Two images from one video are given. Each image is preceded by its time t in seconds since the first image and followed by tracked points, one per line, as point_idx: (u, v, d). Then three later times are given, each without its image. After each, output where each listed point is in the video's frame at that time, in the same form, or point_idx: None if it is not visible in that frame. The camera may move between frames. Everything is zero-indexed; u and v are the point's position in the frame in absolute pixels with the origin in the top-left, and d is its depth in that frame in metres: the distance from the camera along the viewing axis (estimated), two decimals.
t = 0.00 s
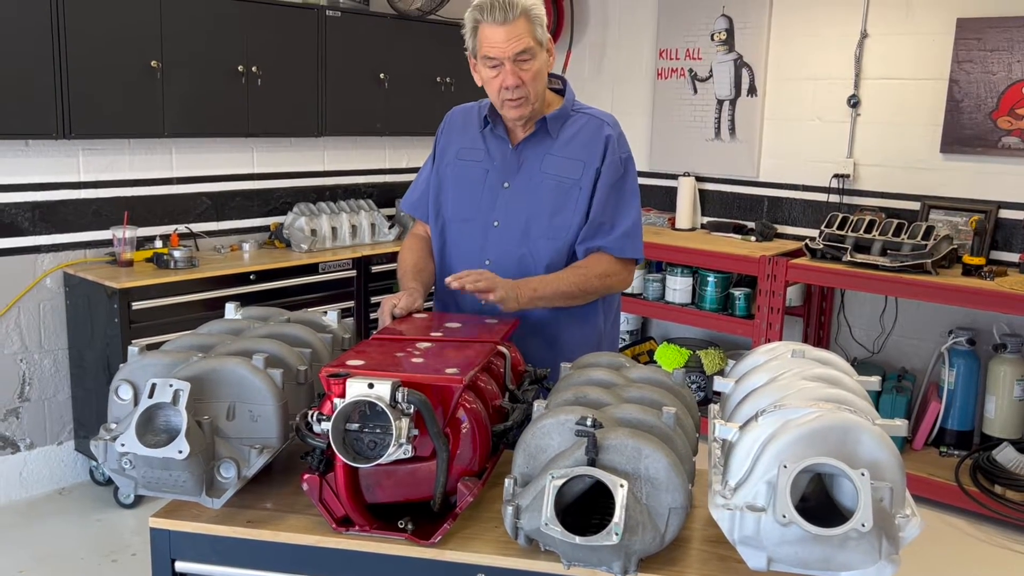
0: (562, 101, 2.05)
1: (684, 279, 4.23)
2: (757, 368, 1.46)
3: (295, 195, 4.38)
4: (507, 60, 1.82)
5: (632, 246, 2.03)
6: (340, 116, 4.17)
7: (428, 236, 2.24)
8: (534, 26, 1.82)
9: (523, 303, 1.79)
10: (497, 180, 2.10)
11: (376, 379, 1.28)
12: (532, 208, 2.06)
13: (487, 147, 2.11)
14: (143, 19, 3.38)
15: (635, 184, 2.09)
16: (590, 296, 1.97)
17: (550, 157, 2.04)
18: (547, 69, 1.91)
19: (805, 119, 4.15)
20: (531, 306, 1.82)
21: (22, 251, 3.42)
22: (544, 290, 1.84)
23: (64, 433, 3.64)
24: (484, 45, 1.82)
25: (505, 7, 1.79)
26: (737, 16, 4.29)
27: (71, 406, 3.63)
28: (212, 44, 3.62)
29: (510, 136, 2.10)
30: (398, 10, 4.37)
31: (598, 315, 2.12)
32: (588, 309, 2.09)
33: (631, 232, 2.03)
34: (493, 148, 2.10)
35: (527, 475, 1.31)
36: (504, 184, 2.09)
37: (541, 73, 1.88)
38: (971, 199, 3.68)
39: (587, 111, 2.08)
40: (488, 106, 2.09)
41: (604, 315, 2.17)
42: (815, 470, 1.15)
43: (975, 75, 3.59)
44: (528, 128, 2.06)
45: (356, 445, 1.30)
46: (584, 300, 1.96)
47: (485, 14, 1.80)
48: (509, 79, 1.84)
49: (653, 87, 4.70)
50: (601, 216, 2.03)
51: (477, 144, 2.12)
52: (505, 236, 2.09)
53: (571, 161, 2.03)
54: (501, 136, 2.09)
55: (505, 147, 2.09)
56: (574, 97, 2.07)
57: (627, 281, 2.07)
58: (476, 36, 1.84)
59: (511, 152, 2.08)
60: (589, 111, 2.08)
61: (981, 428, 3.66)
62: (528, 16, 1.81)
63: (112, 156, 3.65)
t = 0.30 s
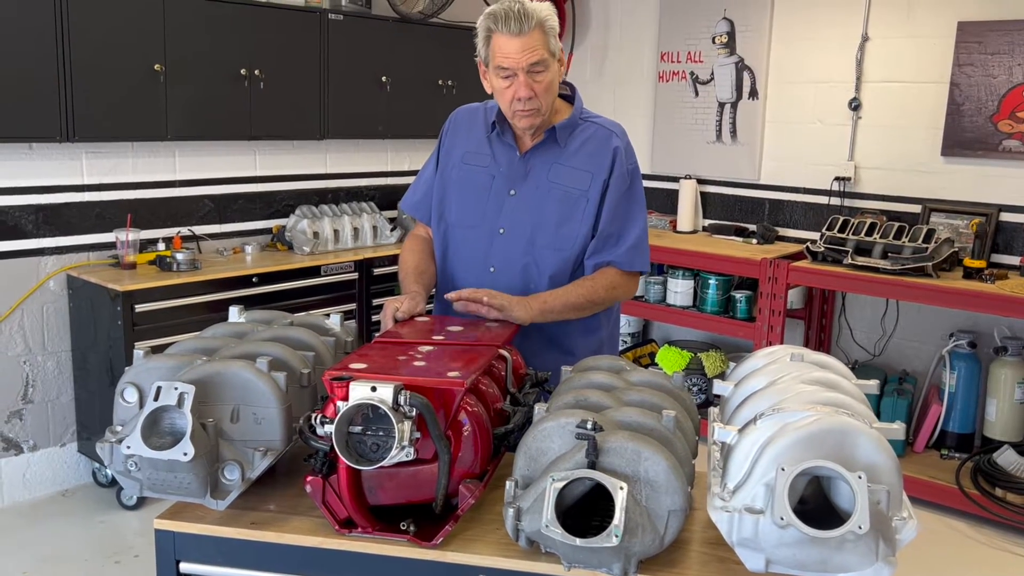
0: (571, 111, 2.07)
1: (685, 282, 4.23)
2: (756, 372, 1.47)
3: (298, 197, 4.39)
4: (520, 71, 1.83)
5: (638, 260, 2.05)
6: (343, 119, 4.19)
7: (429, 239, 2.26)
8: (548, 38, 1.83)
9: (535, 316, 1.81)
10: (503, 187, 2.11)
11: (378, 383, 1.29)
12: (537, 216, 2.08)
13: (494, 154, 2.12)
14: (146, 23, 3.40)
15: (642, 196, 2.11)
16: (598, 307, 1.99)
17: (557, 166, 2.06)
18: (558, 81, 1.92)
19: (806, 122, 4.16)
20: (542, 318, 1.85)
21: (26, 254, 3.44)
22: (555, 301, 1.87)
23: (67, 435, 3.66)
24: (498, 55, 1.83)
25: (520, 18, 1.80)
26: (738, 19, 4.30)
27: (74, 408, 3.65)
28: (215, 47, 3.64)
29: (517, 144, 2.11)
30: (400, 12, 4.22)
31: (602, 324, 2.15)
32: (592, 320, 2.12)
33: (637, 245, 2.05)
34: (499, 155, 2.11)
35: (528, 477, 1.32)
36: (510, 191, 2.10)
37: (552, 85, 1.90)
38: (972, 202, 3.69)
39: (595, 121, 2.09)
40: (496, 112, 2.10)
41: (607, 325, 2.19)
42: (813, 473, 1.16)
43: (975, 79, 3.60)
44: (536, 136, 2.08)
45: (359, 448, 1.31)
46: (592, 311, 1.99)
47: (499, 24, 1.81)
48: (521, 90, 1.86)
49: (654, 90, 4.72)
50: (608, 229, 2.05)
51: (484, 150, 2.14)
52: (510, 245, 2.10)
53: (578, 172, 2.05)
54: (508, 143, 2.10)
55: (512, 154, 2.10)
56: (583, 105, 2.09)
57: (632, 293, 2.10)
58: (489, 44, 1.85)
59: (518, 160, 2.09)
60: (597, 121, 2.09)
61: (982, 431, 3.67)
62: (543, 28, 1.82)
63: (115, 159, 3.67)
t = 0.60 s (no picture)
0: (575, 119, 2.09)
1: (687, 285, 4.24)
2: (751, 373, 1.49)
3: (301, 200, 4.42)
4: (524, 78, 1.85)
5: (640, 268, 2.07)
6: (346, 122, 4.21)
7: (430, 241, 2.28)
8: (553, 46, 1.85)
9: (536, 320, 1.83)
10: (507, 192, 2.13)
11: (376, 384, 1.31)
12: (539, 223, 2.10)
13: (498, 159, 2.14)
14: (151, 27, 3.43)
15: (644, 205, 2.13)
16: (598, 314, 2.01)
17: (560, 173, 2.08)
18: (562, 89, 1.94)
19: (808, 125, 4.17)
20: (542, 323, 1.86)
21: (31, 256, 3.47)
22: (554, 307, 1.88)
23: (72, 436, 3.69)
24: (502, 62, 1.85)
25: (526, 26, 1.82)
26: (740, 22, 4.32)
27: (78, 409, 3.67)
28: (220, 51, 3.66)
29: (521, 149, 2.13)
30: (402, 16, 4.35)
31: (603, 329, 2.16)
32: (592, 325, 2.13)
33: (639, 254, 2.08)
34: (503, 160, 2.13)
35: (524, 477, 1.34)
36: (513, 197, 2.12)
37: (556, 94, 1.92)
38: (973, 205, 3.70)
39: (599, 128, 2.11)
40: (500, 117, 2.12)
41: (608, 330, 2.20)
42: (804, 473, 1.18)
43: (976, 82, 3.61)
44: (541, 142, 2.09)
45: (356, 448, 1.33)
46: (592, 317, 2.00)
47: (506, 31, 1.84)
48: (525, 97, 1.88)
49: (657, 93, 4.73)
50: (611, 237, 2.07)
51: (488, 155, 2.15)
52: (512, 251, 2.12)
53: (582, 180, 2.07)
54: (512, 149, 2.12)
55: (516, 160, 2.11)
56: (587, 112, 2.11)
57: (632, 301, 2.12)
58: (494, 50, 1.87)
59: (521, 166, 2.11)
60: (601, 127, 2.11)
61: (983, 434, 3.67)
62: (549, 36, 1.84)
63: (120, 162, 3.70)
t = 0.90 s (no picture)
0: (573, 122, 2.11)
1: (689, 287, 4.26)
2: (739, 374, 1.51)
3: (306, 203, 4.46)
4: (528, 74, 1.87)
5: (635, 269, 2.09)
6: (351, 125, 4.25)
7: (428, 244, 2.31)
8: (553, 45, 1.88)
9: (530, 321, 1.85)
10: (504, 196, 2.15)
11: (367, 384, 1.34)
12: (536, 225, 2.12)
13: (496, 163, 2.17)
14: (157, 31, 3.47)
15: (640, 208, 2.15)
16: (594, 315, 2.03)
17: (557, 176, 2.10)
18: (562, 88, 1.96)
19: (809, 128, 4.18)
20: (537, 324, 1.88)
21: (39, 257, 3.51)
22: (549, 307, 1.90)
23: (79, 435, 3.73)
24: (505, 59, 1.87)
25: (527, 24, 1.86)
26: (742, 25, 4.34)
27: (86, 408, 3.72)
28: (225, 55, 3.70)
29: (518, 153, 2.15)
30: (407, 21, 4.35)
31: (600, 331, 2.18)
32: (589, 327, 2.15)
33: (635, 256, 2.10)
34: (500, 163, 2.16)
35: (512, 476, 1.36)
36: (511, 200, 2.14)
37: (557, 92, 1.93)
38: (973, 208, 3.70)
39: (596, 131, 2.14)
40: (498, 121, 2.15)
41: (606, 331, 2.22)
42: (785, 471, 1.20)
43: (977, 85, 3.62)
44: (538, 146, 2.12)
45: (347, 445, 1.36)
46: (587, 318, 2.03)
47: (507, 30, 1.87)
48: (529, 93, 1.89)
49: (659, 96, 4.75)
50: (606, 239, 2.09)
51: (486, 159, 2.18)
52: (509, 253, 2.14)
53: (578, 183, 2.09)
54: (509, 152, 2.15)
55: (513, 164, 2.14)
56: (584, 115, 2.13)
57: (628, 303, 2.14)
58: (495, 50, 1.90)
59: (519, 169, 2.13)
60: (598, 131, 2.14)
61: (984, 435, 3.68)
62: (549, 34, 1.87)
63: (126, 165, 3.75)
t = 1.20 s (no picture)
0: (564, 123, 2.14)
1: (690, 287, 4.28)
2: (723, 371, 1.54)
3: (311, 203, 4.50)
4: (510, 82, 1.90)
5: (627, 267, 2.12)
6: (355, 127, 4.29)
7: (425, 244, 2.34)
8: (536, 51, 1.90)
9: (520, 319, 1.88)
10: (498, 197, 2.18)
11: (354, 379, 1.37)
12: (530, 226, 2.15)
13: (490, 164, 2.20)
14: (163, 34, 3.51)
15: (633, 207, 2.18)
16: (586, 312, 2.06)
17: (550, 176, 2.13)
18: (547, 93, 1.99)
19: (811, 129, 4.19)
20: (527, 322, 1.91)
21: (47, 257, 3.56)
22: (539, 305, 1.93)
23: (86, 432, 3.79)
24: (488, 68, 1.90)
25: (508, 33, 1.87)
26: (745, 27, 4.35)
27: (92, 406, 3.77)
28: (231, 57, 3.75)
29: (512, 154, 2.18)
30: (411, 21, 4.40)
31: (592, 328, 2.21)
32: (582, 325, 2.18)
33: (627, 254, 2.12)
34: (494, 165, 2.19)
35: (498, 469, 1.39)
36: (505, 201, 2.17)
37: (541, 97, 1.97)
38: (974, 208, 3.71)
39: (588, 131, 2.16)
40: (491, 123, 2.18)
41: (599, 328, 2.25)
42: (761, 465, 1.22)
43: (977, 86, 3.63)
44: (530, 147, 2.15)
45: (336, 439, 1.39)
46: (579, 316, 2.05)
47: (489, 38, 1.89)
48: (511, 101, 1.92)
49: (662, 97, 4.77)
50: (598, 238, 2.11)
51: (480, 160, 2.21)
52: (504, 253, 2.17)
53: (570, 183, 2.12)
54: (502, 153, 2.18)
55: (507, 165, 2.17)
56: (576, 116, 2.16)
57: (620, 301, 2.16)
58: (479, 58, 1.93)
59: (512, 170, 2.16)
60: (590, 131, 2.16)
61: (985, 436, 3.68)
62: (531, 41, 1.89)
63: (132, 166, 3.79)
